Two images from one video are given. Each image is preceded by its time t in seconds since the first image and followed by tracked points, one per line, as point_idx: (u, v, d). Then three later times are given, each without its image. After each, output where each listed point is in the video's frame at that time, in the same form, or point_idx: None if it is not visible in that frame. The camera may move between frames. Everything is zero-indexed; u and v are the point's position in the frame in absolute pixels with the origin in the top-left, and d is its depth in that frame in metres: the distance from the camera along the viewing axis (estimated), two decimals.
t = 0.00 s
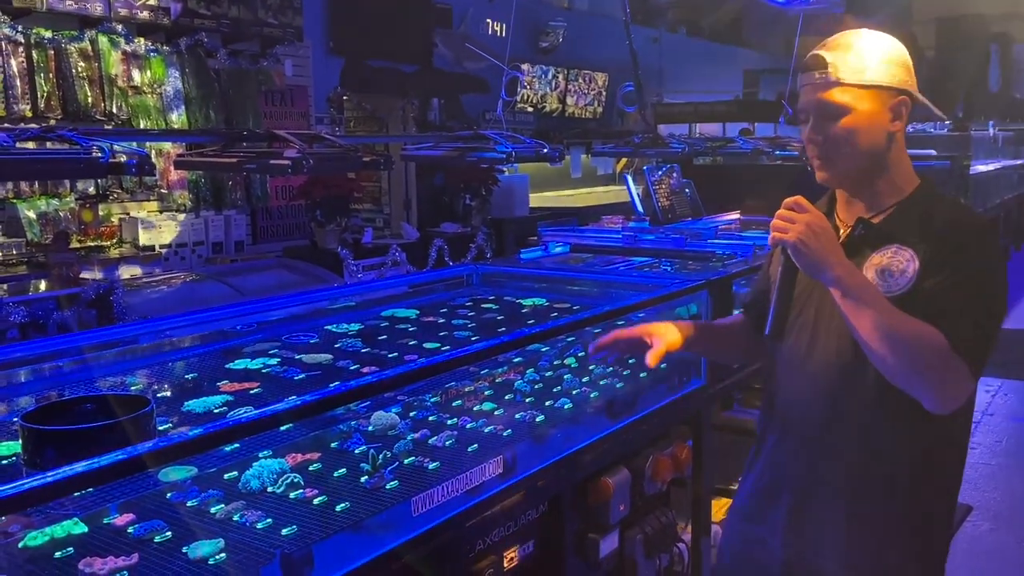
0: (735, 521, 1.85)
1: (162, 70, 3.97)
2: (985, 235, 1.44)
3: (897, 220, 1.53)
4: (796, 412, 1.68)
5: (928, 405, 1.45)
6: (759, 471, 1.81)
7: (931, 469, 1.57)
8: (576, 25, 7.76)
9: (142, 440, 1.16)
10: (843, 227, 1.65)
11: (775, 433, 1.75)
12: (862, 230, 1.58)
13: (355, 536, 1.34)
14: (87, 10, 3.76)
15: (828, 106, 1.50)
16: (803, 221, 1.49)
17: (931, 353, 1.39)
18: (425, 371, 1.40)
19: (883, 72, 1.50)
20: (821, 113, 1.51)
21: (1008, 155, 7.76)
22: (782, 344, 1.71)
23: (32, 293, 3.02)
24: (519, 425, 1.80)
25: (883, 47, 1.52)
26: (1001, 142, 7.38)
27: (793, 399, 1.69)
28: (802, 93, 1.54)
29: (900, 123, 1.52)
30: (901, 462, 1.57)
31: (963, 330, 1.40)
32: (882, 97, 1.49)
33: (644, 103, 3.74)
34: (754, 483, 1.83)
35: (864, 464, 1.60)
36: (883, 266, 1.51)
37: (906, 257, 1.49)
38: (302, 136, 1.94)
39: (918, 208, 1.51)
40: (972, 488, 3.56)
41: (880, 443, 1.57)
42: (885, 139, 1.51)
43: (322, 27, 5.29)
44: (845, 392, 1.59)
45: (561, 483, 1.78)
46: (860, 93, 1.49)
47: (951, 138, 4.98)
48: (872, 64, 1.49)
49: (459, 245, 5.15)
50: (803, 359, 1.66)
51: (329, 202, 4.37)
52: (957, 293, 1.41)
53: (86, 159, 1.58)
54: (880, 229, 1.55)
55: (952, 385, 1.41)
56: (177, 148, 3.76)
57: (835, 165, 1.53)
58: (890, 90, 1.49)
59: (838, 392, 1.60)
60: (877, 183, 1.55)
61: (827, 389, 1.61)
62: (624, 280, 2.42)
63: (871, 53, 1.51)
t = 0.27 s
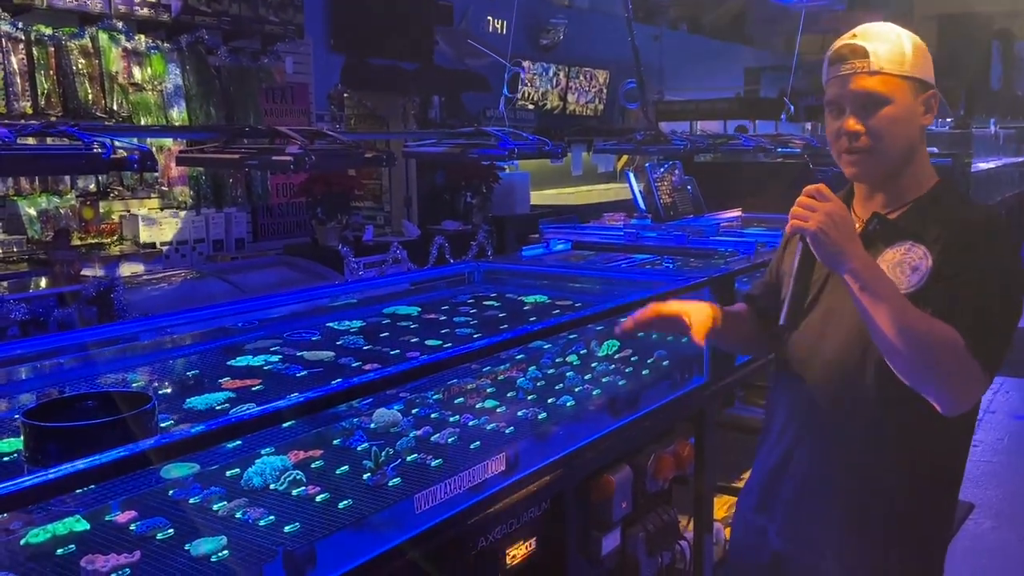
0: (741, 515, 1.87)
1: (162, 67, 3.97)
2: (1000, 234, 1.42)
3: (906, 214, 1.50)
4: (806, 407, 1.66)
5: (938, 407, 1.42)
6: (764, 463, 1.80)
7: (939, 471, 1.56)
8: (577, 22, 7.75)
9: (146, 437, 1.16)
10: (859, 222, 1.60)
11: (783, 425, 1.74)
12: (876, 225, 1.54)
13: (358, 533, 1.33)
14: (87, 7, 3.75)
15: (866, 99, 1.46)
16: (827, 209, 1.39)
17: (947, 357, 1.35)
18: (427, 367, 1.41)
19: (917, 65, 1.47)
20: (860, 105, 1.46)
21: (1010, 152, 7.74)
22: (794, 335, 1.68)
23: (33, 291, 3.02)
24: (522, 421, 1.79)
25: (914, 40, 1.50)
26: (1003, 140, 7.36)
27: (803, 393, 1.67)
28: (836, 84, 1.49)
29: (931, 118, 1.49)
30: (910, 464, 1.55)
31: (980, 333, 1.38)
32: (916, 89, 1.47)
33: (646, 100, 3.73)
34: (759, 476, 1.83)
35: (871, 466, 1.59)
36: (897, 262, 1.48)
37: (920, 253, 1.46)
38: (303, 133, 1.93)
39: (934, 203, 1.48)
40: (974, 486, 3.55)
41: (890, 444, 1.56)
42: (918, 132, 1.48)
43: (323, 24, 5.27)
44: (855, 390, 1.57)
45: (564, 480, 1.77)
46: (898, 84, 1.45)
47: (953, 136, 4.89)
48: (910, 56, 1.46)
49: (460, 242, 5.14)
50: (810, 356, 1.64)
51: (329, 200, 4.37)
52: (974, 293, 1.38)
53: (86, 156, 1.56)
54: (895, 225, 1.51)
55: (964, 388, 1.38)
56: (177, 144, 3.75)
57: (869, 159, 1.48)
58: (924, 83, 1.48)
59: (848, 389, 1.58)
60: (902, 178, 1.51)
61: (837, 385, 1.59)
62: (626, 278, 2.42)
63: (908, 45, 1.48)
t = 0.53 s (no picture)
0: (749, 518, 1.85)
1: (161, 66, 3.96)
2: None
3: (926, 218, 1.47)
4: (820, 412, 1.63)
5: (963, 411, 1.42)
6: (774, 466, 1.78)
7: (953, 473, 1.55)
8: (576, 21, 7.74)
9: (143, 437, 1.16)
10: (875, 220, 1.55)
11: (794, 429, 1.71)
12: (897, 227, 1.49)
13: (357, 534, 1.33)
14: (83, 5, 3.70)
15: (887, 96, 1.42)
16: (856, 211, 1.36)
17: (976, 362, 1.34)
18: (426, 367, 1.41)
19: (954, 70, 1.41)
20: (880, 102, 1.43)
21: (1008, 151, 7.75)
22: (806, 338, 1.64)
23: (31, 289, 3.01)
24: (520, 421, 1.80)
25: (959, 45, 1.43)
26: (1001, 138, 7.37)
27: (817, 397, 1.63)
28: (862, 78, 1.46)
29: (957, 127, 1.45)
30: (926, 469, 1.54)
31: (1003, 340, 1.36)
32: (944, 97, 1.42)
33: (645, 98, 3.72)
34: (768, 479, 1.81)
35: (887, 471, 1.57)
36: (920, 267, 1.44)
37: (943, 258, 1.43)
38: (301, 131, 1.92)
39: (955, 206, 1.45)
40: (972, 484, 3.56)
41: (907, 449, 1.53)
42: (938, 141, 1.44)
43: (321, 22, 5.26)
44: (872, 395, 1.54)
45: (565, 480, 1.77)
46: (924, 87, 1.41)
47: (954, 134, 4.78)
48: (945, 61, 1.41)
49: (458, 241, 5.14)
50: (826, 358, 1.59)
51: (328, 198, 4.36)
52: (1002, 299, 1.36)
53: (83, 154, 1.56)
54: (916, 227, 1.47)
55: (990, 392, 1.37)
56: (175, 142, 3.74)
57: (881, 159, 1.46)
58: (954, 91, 1.42)
59: (864, 394, 1.54)
60: (921, 181, 1.47)
61: (853, 390, 1.55)
62: (625, 276, 2.41)
63: (947, 50, 1.42)
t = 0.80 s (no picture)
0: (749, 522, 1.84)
1: (156, 65, 3.94)
2: None
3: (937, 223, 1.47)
4: (824, 415, 1.62)
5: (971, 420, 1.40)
6: (778, 470, 1.76)
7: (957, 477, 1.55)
8: (572, 20, 7.73)
9: (135, 438, 1.15)
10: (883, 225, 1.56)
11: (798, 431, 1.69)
12: (907, 231, 1.50)
13: (350, 535, 1.32)
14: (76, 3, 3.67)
15: (887, 96, 1.42)
16: (865, 217, 1.33)
17: (986, 371, 1.32)
18: (421, 367, 1.40)
19: (946, 62, 1.42)
20: (880, 104, 1.43)
21: (1003, 150, 7.77)
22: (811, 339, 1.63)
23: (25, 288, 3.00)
24: (516, 420, 1.78)
25: (947, 37, 1.43)
26: (996, 137, 7.38)
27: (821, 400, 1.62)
28: (858, 81, 1.46)
29: (959, 120, 1.45)
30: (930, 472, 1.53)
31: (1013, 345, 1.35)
32: (943, 91, 1.42)
33: (641, 97, 3.71)
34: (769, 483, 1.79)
35: (893, 475, 1.56)
36: (928, 273, 1.44)
37: (950, 264, 1.43)
38: (295, 130, 1.90)
39: (964, 214, 1.46)
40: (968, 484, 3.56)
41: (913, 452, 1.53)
42: (943, 135, 1.44)
43: (317, 21, 5.25)
44: (879, 397, 1.52)
45: (560, 480, 1.76)
46: (922, 84, 1.41)
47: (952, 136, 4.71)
48: (936, 55, 1.41)
49: (454, 240, 5.13)
50: (834, 360, 1.58)
51: (323, 197, 4.35)
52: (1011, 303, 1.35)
53: (74, 153, 1.54)
54: (924, 232, 1.48)
55: (1000, 401, 1.35)
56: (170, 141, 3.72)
57: (888, 161, 1.45)
58: (951, 81, 1.42)
59: (871, 395, 1.53)
60: (926, 183, 1.48)
61: (860, 392, 1.54)
62: (620, 276, 2.41)
63: (936, 43, 1.42)
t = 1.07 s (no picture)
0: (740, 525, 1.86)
1: (148, 64, 3.94)
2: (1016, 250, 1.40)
3: (920, 226, 1.47)
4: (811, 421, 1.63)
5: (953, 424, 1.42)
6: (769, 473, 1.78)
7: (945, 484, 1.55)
8: (565, 19, 7.73)
9: (124, 440, 1.14)
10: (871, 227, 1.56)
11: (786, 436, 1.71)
12: (893, 234, 1.49)
13: (343, 537, 1.32)
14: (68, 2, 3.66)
15: (871, 99, 1.44)
16: (843, 224, 1.37)
17: (966, 376, 1.34)
18: (413, 368, 1.40)
19: (934, 64, 1.42)
20: (864, 106, 1.44)
21: (994, 150, 7.80)
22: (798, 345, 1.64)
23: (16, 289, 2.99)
24: (509, 421, 1.78)
25: (936, 37, 1.43)
26: (988, 137, 7.41)
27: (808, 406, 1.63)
28: (843, 84, 1.48)
29: (947, 122, 1.45)
30: (917, 479, 1.54)
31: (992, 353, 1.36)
32: (929, 93, 1.42)
33: (634, 97, 3.72)
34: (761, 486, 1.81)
35: (879, 480, 1.57)
36: (914, 277, 1.45)
37: (938, 268, 1.43)
38: (288, 130, 1.90)
39: (950, 216, 1.45)
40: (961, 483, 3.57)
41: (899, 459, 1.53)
42: (929, 137, 1.44)
43: (310, 20, 5.24)
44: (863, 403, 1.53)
45: (552, 481, 1.76)
46: (906, 87, 1.42)
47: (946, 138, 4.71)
48: (924, 57, 1.41)
49: (447, 239, 5.12)
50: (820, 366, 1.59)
51: (315, 197, 4.34)
52: (993, 311, 1.36)
53: (65, 154, 1.54)
54: (913, 234, 1.47)
55: (980, 405, 1.37)
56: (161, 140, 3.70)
57: (874, 165, 1.46)
58: (938, 84, 1.43)
59: (856, 402, 1.54)
60: (917, 183, 1.48)
61: (845, 399, 1.55)
62: (613, 276, 2.41)
63: (924, 44, 1.42)
